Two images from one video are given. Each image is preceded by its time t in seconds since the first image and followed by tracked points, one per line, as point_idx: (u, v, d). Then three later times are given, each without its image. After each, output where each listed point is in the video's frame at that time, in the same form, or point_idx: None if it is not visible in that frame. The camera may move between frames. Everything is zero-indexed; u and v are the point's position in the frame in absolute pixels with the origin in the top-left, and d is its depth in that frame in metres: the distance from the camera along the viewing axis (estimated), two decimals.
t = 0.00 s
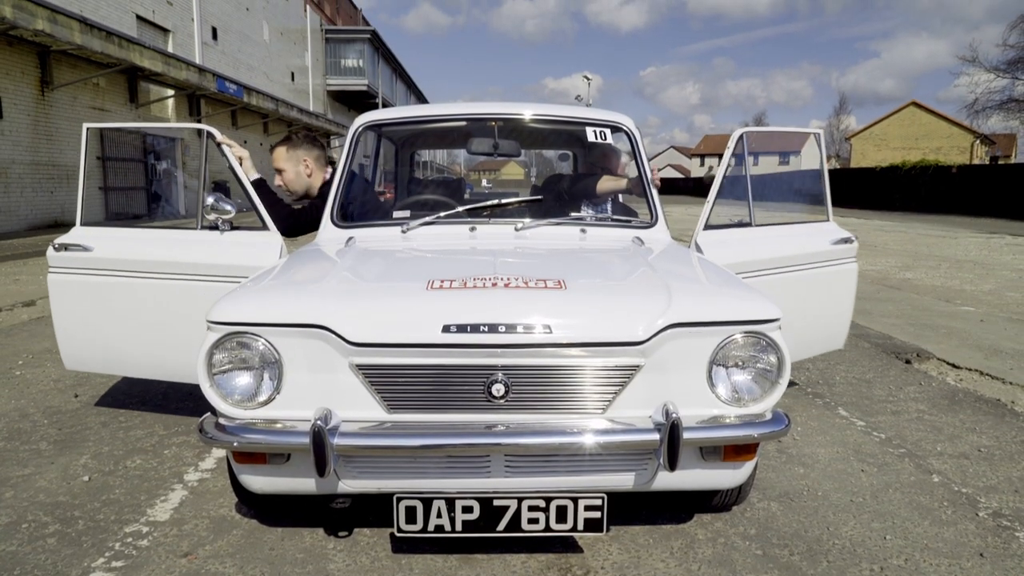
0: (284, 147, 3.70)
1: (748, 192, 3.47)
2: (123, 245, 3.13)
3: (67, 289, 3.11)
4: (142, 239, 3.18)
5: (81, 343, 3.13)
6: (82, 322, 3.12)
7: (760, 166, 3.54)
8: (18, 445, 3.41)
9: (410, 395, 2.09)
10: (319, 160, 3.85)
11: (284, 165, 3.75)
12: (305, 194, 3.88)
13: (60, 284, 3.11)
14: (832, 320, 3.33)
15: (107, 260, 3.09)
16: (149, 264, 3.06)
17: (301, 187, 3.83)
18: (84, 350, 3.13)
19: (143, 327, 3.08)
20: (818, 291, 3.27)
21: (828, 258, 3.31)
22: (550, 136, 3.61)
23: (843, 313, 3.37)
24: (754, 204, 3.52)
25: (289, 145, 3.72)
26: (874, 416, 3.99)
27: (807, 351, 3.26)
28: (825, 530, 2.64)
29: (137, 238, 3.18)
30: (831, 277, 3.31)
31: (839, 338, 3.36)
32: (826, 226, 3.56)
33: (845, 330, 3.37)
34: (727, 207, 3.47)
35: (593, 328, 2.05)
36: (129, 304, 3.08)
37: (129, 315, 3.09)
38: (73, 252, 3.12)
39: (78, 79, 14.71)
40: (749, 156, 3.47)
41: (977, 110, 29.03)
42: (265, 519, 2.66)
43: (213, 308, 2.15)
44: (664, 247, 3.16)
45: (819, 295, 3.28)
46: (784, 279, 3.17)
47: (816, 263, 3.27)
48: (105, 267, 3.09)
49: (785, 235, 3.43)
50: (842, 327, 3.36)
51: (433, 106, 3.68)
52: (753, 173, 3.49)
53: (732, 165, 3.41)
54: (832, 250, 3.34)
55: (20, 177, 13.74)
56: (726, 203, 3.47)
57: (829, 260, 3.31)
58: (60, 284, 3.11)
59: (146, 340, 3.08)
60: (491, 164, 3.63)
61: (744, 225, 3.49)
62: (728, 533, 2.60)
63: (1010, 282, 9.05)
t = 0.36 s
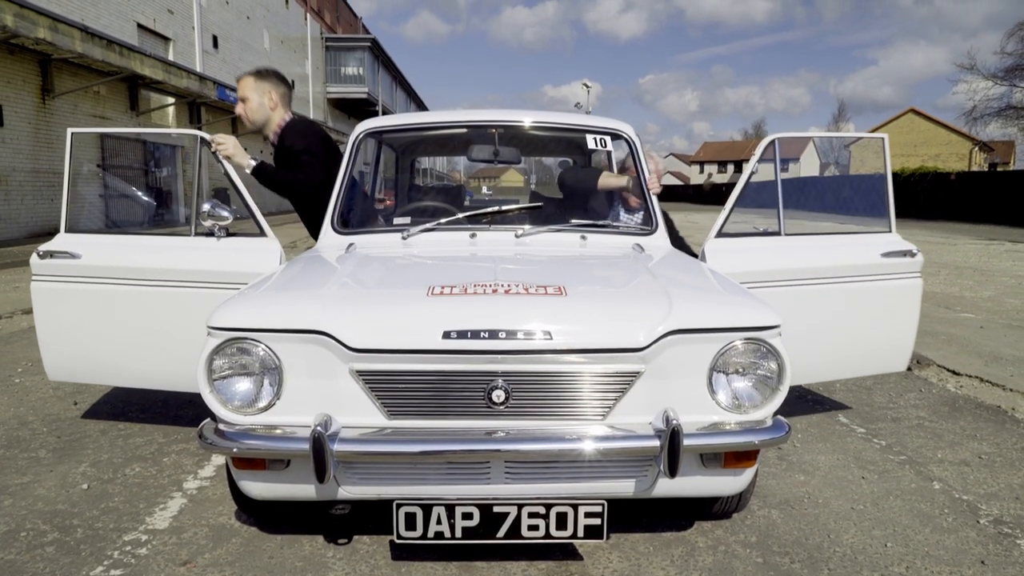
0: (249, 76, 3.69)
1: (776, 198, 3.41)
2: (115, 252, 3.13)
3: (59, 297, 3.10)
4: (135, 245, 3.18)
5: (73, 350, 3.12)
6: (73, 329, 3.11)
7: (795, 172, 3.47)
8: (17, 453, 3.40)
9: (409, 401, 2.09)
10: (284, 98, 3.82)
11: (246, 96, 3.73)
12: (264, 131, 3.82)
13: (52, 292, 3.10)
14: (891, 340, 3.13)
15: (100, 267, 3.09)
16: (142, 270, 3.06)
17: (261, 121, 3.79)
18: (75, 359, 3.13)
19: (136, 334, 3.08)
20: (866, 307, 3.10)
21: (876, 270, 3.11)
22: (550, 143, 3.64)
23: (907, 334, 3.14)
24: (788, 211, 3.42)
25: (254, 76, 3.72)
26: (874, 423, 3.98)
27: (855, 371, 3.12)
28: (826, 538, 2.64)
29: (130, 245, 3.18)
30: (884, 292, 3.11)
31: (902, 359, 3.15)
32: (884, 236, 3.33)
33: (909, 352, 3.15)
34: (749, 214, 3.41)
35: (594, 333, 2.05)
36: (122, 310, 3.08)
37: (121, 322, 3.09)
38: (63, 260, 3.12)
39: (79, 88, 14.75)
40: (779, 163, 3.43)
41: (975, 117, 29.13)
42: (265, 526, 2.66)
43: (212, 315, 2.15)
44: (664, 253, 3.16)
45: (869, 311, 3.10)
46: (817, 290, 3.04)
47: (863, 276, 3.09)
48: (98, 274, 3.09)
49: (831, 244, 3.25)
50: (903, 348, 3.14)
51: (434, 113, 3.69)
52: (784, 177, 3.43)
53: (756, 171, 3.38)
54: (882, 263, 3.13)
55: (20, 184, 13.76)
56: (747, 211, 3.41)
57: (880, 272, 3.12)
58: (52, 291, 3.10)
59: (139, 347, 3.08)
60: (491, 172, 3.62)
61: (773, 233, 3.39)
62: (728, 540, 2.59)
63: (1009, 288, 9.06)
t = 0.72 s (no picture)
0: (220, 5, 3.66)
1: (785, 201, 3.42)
2: (115, 253, 3.14)
3: (59, 299, 3.11)
4: (135, 247, 3.19)
5: (72, 352, 3.13)
6: (72, 331, 3.12)
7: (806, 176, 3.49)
8: (17, 458, 3.40)
9: (410, 401, 2.09)
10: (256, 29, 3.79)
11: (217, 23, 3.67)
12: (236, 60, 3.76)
13: (51, 294, 3.11)
14: (906, 346, 3.10)
15: (99, 269, 3.10)
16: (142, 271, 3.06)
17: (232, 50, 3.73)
18: (74, 360, 3.14)
19: (135, 335, 3.09)
20: (876, 310, 3.08)
21: (887, 274, 3.09)
22: (549, 145, 3.65)
23: (924, 340, 3.11)
24: (800, 215, 3.42)
25: (225, 5, 3.68)
26: (875, 427, 3.98)
27: (870, 376, 3.12)
28: (827, 542, 2.63)
29: (130, 246, 3.20)
30: (896, 296, 3.09)
31: (920, 366, 3.13)
32: (902, 239, 3.29)
33: (926, 360, 3.13)
34: (756, 217, 3.41)
35: (593, 332, 2.06)
36: (121, 311, 3.08)
37: (122, 323, 3.09)
38: (64, 261, 3.12)
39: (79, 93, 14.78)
40: (788, 166, 3.45)
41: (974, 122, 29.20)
42: (265, 529, 2.66)
43: (213, 313, 2.16)
44: (664, 255, 3.17)
45: (881, 314, 3.08)
46: (823, 292, 3.05)
47: (873, 279, 3.07)
48: (99, 275, 3.10)
49: (839, 247, 3.24)
50: (919, 356, 3.12)
51: (434, 115, 3.69)
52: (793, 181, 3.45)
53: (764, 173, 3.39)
54: (895, 267, 3.10)
55: (21, 189, 13.79)
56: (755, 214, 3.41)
57: (893, 276, 3.10)
58: (51, 293, 3.11)
59: (138, 348, 3.08)
60: (491, 175, 3.64)
61: (784, 234, 3.36)
62: (728, 543, 2.60)
63: (1009, 292, 9.06)
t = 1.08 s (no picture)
0: (209, 2, 3.68)
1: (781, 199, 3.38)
2: (116, 254, 3.14)
3: (57, 299, 3.11)
4: (133, 248, 3.19)
5: (70, 352, 3.13)
6: (71, 331, 3.12)
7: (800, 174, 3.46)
8: (17, 458, 3.40)
9: (410, 400, 2.09)
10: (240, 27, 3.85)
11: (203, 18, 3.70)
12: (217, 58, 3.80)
13: (49, 295, 3.11)
14: (897, 342, 3.12)
15: (97, 269, 3.10)
16: (140, 272, 3.07)
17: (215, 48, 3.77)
18: (74, 361, 3.14)
19: (134, 335, 3.09)
20: (864, 308, 3.08)
21: (883, 272, 3.11)
22: (549, 145, 3.65)
23: (908, 336, 3.14)
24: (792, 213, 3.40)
25: (214, 3, 3.71)
26: (875, 427, 3.99)
27: (860, 371, 3.12)
28: (827, 542, 2.64)
29: (129, 247, 3.20)
30: (891, 294, 3.11)
31: (905, 361, 3.15)
32: (889, 237, 3.31)
33: (909, 355, 3.15)
34: (756, 217, 3.39)
35: (594, 332, 2.06)
36: (119, 312, 3.09)
37: (123, 324, 3.09)
38: (64, 262, 3.12)
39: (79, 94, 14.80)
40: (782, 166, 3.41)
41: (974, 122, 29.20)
42: (266, 529, 2.67)
43: (213, 313, 2.16)
44: (664, 254, 3.17)
45: (869, 311, 3.10)
46: (814, 291, 3.05)
47: (861, 277, 3.08)
48: (100, 276, 3.10)
49: (836, 245, 3.26)
50: (906, 347, 3.13)
51: (434, 115, 3.69)
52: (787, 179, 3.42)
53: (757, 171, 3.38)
54: (880, 264, 3.10)
55: (20, 189, 13.79)
56: (753, 212, 3.39)
57: (888, 274, 3.12)
58: (50, 293, 3.11)
59: (137, 348, 3.08)
60: (491, 176, 3.64)
61: (778, 232, 3.36)
62: (729, 544, 2.60)
63: (1009, 292, 9.06)
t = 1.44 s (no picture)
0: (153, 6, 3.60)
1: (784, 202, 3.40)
2: (117, 257, 3.14)
3: (56, 301, 3.10)
4: (133, 250, 3.20)
5: (70, 355, 3.12)
6: (70, 333, 3.12)
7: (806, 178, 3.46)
8: (16, 461, 3.40)
9: (410, 403, 2.09)
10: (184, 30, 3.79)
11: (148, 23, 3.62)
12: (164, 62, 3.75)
13: (47, 296, 3.10)
14: (901, 345, 3.11)
15: (97, 272, 3.09)
16: (141, 275, 3.07)
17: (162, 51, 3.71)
18: (73, 364, 3.13)
19: (134, 338, 3.09)
20: (873, 310, 3.08)
21: (887, 274, 3.10)
22: (549, 147, 3.65)
23: (918, 338, 3.12)
24: (797, 215, 3.41)
25: (158, 6, 3.63)
26: (876, 429, 3.98)
27: (867, 376, 3.11)
28: (827, 544, 2.63)
29: (129, 249, 3.20)
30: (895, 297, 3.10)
31: (915, 365, 3.13)
32: (897, 240, 3.30)
33: (922, 356, 3.13)
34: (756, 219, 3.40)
35: (594, 334, 2.06)
36: (119, 314, 3.09)
37: (123, 326, 3.09)
38: (64, 264, 3.11)
39: (80, 96, 14.83)
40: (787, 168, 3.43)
41: (974, 124, 29.24)
42: (266, 533, 2.66)
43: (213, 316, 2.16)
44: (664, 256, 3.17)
45: (872, 314, 3.08)
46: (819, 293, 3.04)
47: (869, 279, 3.07)
48: (100, 278, 3.09)
49: (839, 247, 3.25)
50: (915, 354, 3.13)
51: (434, 118, 3.70)
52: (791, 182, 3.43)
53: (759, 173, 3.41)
54: (889, 266, 3.10)
55: (21, 192, 13.79)
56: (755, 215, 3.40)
57: (892, 277, 3.10)
58: (48, 295, 3.10)
59: (137, 350, 3.08)
60: (491, 179, 3.62)
61: (784, 233, 3.37)
62: (729, 546, 2.59)
63: (1010, 293, 9.06)
